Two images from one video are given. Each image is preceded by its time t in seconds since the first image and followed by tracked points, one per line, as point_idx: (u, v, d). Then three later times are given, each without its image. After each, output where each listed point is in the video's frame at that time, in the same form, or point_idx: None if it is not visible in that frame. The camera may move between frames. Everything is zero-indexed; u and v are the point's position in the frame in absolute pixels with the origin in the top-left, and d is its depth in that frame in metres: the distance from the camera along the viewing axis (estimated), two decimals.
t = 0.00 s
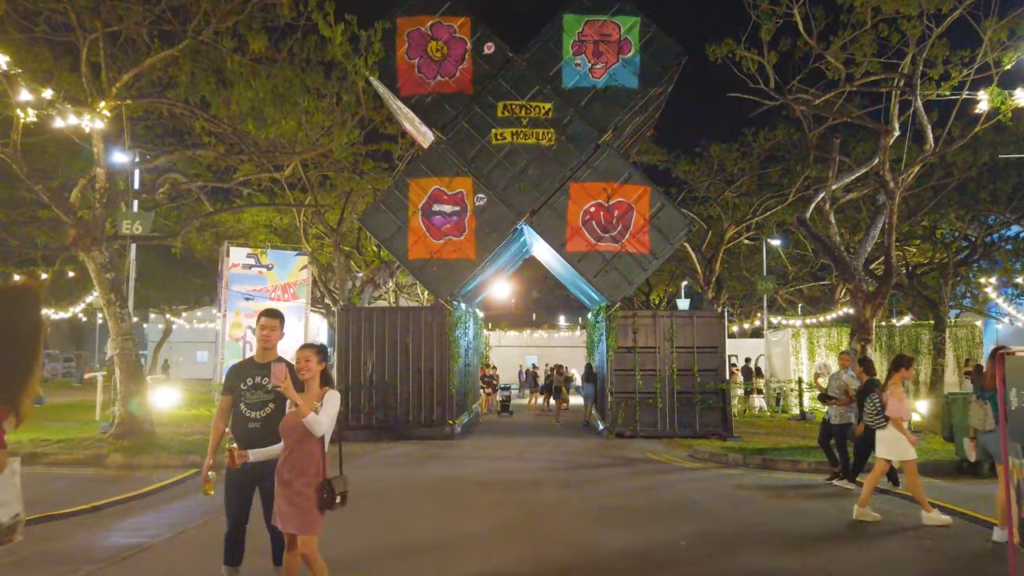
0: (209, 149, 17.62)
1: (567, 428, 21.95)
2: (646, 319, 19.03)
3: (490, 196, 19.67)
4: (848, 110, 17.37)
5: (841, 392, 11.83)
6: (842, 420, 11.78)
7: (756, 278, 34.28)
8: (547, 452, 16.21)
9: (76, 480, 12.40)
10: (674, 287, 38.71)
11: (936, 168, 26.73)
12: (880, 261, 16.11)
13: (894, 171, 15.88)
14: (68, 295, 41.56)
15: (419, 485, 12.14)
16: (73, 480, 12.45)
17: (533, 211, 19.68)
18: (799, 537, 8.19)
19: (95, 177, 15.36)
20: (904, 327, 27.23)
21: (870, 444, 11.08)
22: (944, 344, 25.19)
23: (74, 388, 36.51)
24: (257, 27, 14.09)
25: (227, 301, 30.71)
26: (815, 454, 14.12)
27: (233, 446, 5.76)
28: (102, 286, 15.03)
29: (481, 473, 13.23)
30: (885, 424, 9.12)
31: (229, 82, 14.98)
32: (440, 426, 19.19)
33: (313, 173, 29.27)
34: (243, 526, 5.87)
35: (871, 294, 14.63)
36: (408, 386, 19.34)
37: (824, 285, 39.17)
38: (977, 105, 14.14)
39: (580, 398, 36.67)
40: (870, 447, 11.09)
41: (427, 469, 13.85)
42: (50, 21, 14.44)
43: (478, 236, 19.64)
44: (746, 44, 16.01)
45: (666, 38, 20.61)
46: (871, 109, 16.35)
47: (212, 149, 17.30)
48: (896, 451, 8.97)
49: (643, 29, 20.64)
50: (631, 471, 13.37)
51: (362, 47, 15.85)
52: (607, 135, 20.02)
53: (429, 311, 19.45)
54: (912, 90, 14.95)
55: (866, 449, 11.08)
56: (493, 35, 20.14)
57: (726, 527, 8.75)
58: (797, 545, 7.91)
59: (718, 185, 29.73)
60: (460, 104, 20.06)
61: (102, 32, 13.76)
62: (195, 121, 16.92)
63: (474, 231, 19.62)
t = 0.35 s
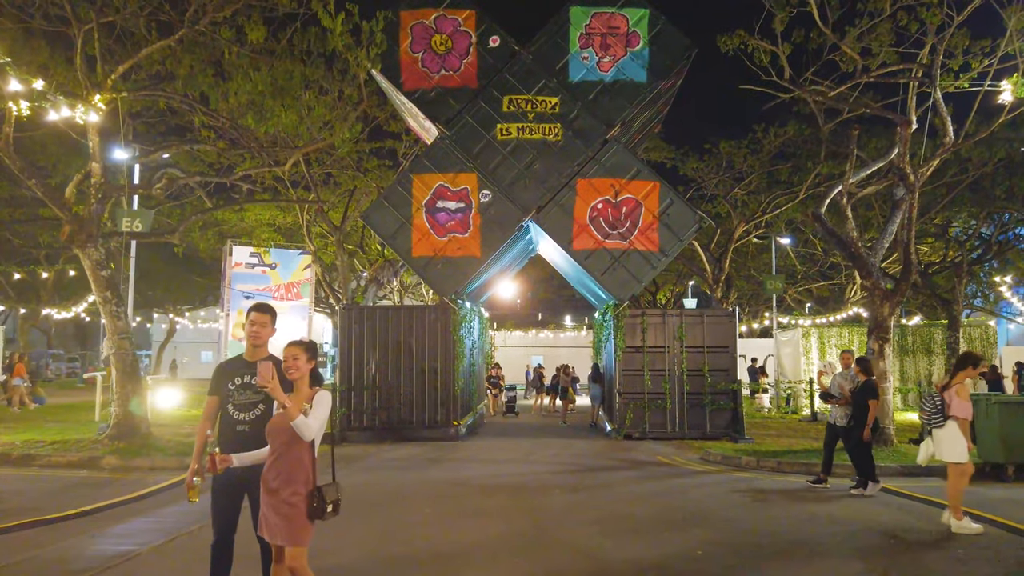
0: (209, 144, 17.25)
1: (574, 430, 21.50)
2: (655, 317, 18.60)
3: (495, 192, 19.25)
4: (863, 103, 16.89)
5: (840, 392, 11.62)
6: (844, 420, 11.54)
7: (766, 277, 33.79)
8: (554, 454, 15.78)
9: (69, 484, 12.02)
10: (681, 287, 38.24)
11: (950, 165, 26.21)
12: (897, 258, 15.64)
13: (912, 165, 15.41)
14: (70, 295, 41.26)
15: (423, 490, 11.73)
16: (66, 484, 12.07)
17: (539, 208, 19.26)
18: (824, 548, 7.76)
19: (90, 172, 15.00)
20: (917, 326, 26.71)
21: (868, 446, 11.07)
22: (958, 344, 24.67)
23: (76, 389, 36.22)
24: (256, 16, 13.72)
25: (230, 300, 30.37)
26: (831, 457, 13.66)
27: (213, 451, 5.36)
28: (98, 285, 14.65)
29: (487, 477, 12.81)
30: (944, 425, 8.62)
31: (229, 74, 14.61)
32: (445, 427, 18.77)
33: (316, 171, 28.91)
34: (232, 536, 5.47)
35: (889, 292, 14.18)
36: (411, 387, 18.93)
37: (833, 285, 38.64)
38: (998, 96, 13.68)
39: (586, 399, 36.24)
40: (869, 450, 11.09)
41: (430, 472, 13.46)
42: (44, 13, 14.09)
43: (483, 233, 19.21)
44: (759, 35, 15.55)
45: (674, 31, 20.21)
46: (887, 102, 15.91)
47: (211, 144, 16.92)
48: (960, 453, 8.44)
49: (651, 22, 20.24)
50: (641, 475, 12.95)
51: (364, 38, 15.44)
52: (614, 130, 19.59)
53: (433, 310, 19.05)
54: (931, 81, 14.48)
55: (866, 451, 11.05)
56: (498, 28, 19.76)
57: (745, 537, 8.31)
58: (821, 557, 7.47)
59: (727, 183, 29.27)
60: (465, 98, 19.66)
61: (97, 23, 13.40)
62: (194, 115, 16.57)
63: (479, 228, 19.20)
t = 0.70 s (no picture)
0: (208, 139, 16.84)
1: (580, 432, 21.05)
2: (665, 317, 18.11)
3: (500, 189, 18.78)
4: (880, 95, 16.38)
5: (839, 394, 11.15)
6: (841, 423, 11.06)
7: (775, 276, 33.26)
8: (561, 458, 15.32)
9: (61, 489, 11.61)
10: (689, 286, 37.73)
11: (965, 161, 25.61)
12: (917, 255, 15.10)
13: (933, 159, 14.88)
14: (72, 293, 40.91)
15: (425, 497, 11.27)
16: (57, 489, 11.66)
17: (545, 205, 18.80)
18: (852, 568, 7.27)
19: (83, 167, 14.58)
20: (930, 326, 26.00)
21: (868, 450, 10.63)
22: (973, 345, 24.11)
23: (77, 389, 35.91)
24: (253, 5, 13.27)
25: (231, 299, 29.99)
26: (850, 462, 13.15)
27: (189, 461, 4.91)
28: (92, 283, 14.26)
29: (491, 482, 12.35)
30: (1012, 432, 8.03)
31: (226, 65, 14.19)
32: (448, 429, 18.33)
33: (318, 169, 28.48)
34: (212, 555, 5.01)
35: (909, 290, 13.68)
36: (414, 388, 18.48)
37: (843, 284, 38.04)
38: None
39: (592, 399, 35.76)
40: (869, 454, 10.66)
41: (433, 476, 13.02)
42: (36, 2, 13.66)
43: (488, 230, 18.75)
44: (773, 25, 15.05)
45: (685, 23, 19.70)
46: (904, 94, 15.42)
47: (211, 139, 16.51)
48: None
49: (660, 14, 19.79)
50: (652, 480, 12.48)
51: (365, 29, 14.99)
52: (623, 125, 19.10)
53: (436, 309, 18.59)
54: (953, 72, 13.96)
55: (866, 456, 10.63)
56: (503, 20, 19.29)
57: (766, 553, 7.84)
58: None
59: (737, 180, 28.75)
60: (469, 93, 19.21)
61: (89, 13, 12.97)
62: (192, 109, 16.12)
63: (484, 225, 18.74)
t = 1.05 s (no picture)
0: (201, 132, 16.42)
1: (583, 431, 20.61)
2: (669, 314, 17.64)
3: (501, 182, 18.35)
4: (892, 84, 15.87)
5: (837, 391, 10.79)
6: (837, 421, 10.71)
7: (782, 273, 32.74)
8: (563, 458, 14.87)
9: (44, 492, 11.21)
10: (693, 283, 37.23)
11: (977, 155, 25.02)
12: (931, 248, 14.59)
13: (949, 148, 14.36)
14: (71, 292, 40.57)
15: (421, 500, 10.84)
16: (41, 491, 11.25)
17: (547, 198, 18.34)
18: None
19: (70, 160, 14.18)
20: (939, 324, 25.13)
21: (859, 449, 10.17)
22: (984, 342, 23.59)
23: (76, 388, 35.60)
24: None
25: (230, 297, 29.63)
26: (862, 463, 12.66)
27: (147, 466, 4.46)
28: (79, 279, 13.83)
29: (490, 484, 11.92)
30: None
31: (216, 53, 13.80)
32: (448, 429, 17.90)
33: (317, 164, 28.06)
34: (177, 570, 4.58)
35: (924, 285, 13.17)
36: (412, 387, 18.04)
37: (850, 280, 37.48)
38: None
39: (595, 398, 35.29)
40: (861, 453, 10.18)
41: (430, 478, 12.58)
42: None
43: (488, 225, 18.31)
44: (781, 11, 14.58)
45: (690, 11, 19.15)
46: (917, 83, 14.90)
47: (204, 131, 16.11)
48: None
49: (665, 3, 19.22)
50: (657, 482, 12.02)
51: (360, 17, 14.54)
52: (626, 116, 18.60)
53: (435, 306, 18.15)
54: (969, 58, 13.43)
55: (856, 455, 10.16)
56: (504, 9, 18.79)
57: (778, 564, 7.39)
58: None
59: (743, 175, 28.24)
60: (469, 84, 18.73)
61: None
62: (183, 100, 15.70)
63: (484, 220, 18.30)
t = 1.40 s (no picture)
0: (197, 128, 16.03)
1: (588, 433, 20.18)
2: (676, 313, 17.21)
3: (504, 179, 17.94)
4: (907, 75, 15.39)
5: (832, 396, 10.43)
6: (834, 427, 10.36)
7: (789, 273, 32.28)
8: (568, 462, 14.43)
9: (31, 498, 10.82)
10: (699, 283, 36.78)
11: (990, 151, 24.51)
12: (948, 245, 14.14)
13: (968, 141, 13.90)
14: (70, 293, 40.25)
15: (420, 507, 10.42)
16: (28, 497, 10.86)
17: (551, 195, 17.91)
18: None
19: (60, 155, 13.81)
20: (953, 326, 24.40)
21: (856, 454, 9.86)
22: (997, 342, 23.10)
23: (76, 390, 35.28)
24: None
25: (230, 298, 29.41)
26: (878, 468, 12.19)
27: (108, 480, 4.04)
28: (69, 278, 13.42)
29: (492, 490, 11.50)
30: None
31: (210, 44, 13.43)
32: (450, 431, 17.49)
33: (318, 163, 27.68)
34: None
35: (942, 283, 12.73)
36: (413, 388, 17.62)
37: (858, 280, 36.99)
38: None
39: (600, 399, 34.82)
40: (860, 459, 9.84)
41: (431, 483, 12.17)
42: None
43: (491, 223, 17.90)
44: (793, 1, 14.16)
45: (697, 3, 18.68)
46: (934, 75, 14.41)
47: (199, 126, 15.71)
48: None
49: None
50: (666, 488, 11.60)
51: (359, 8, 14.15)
52: (632, 111, 18.16)
53: (436, 306, 17.74)
54: (989, 48, 12.95)
55: (853, 462, 9.83)
56: (506, 2, 18.38)
57: None
58: None
59: (749, 173, 27.78)
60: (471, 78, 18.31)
61: None
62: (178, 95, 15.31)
63: (486, 218, 17.90)
